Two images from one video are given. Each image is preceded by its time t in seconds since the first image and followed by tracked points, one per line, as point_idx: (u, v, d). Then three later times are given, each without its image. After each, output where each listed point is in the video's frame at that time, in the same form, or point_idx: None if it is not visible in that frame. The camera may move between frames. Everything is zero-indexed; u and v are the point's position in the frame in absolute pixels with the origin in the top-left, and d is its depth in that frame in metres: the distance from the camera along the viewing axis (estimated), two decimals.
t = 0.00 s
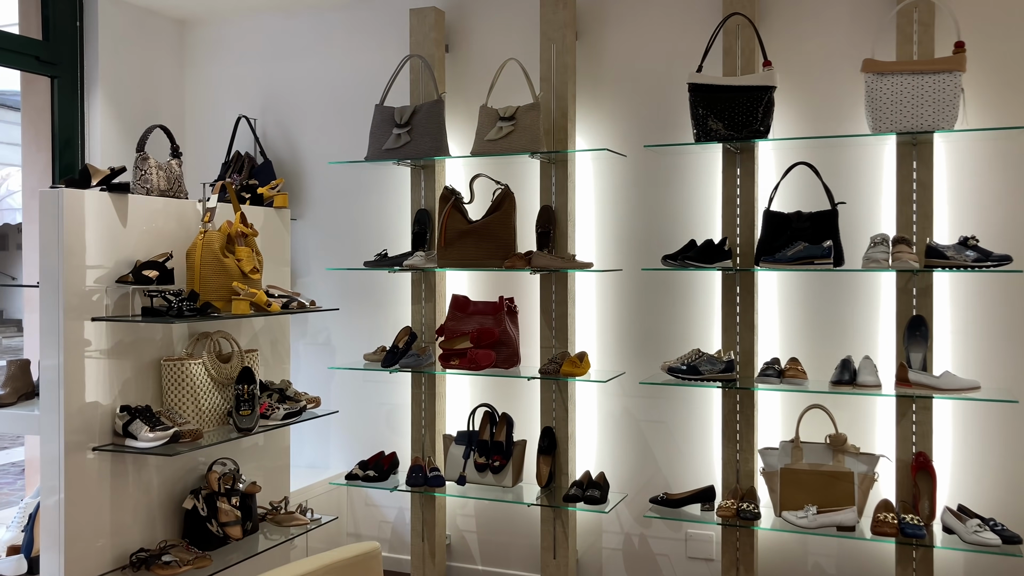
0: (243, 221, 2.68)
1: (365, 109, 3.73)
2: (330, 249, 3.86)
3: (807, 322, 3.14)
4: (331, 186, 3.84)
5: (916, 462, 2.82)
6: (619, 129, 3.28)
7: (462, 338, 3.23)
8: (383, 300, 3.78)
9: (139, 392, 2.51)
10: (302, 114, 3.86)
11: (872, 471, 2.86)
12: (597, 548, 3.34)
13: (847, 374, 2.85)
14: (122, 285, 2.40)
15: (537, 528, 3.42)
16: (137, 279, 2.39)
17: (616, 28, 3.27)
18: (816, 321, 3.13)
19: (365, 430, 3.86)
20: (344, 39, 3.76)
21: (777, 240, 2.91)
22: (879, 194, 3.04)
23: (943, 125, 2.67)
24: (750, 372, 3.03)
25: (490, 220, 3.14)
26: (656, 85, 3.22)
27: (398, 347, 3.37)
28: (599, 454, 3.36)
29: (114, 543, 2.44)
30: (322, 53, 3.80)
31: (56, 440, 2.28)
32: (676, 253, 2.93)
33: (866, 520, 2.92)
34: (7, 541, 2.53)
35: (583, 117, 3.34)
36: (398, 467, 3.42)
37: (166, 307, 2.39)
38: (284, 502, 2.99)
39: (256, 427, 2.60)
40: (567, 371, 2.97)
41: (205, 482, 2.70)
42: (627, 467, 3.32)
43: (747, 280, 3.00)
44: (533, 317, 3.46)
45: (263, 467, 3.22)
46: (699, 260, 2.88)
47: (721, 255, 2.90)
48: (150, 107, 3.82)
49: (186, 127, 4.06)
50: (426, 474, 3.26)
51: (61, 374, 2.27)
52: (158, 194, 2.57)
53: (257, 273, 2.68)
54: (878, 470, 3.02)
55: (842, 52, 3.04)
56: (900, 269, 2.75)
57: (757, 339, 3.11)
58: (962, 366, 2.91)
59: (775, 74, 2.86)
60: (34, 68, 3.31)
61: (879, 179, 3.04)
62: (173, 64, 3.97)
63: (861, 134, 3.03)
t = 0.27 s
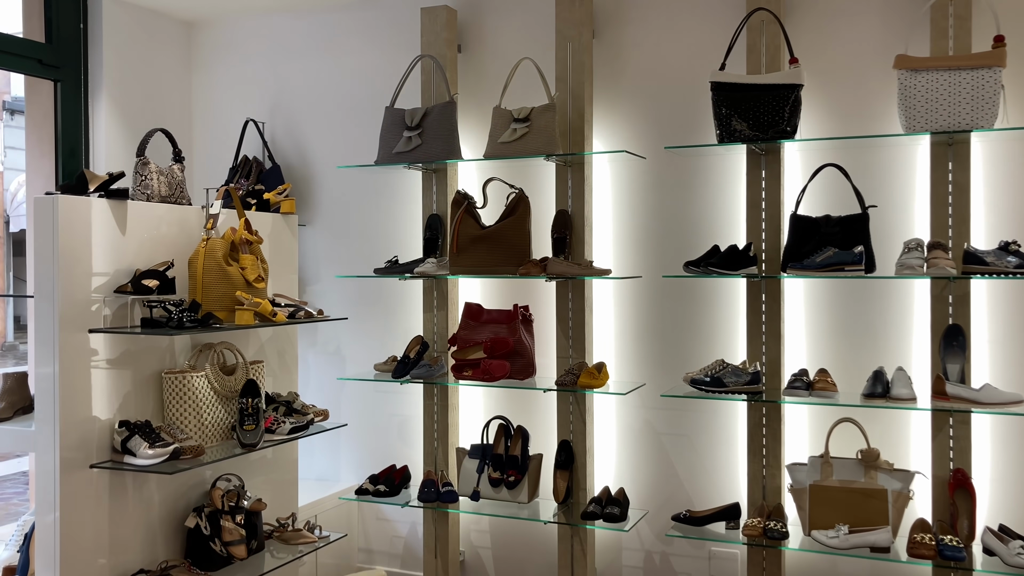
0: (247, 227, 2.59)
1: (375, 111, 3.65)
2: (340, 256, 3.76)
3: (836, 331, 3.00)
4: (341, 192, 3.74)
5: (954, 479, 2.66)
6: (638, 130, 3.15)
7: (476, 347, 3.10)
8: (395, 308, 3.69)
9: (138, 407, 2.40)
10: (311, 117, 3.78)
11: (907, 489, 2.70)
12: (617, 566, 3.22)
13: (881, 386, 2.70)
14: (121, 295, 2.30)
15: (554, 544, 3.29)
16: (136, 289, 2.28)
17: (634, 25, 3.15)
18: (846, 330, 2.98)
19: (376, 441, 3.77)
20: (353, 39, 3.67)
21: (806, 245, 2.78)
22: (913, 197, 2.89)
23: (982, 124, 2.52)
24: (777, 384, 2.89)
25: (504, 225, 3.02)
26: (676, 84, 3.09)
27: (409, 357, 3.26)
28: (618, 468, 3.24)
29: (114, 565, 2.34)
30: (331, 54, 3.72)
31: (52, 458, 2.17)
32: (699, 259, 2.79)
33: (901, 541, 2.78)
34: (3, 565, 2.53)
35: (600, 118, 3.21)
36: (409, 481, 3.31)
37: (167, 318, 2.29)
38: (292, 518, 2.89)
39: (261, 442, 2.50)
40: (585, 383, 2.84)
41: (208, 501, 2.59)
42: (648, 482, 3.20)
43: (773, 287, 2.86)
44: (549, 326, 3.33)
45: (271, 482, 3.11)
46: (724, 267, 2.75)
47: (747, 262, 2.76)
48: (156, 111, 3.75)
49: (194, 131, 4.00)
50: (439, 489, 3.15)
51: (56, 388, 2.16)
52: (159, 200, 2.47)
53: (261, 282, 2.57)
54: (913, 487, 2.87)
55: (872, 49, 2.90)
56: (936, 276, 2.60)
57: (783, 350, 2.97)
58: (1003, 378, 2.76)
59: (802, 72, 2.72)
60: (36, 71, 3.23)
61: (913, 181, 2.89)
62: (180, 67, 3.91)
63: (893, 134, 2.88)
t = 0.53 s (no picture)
0: (253, 227, 2.50)
1: (386, 109, 3.59)
2: (352, 258, 3.70)
3: (866, 335, 2.87)
4: (351, 192, 3.68)
5: (992, 491, 2.53)
6: (658, 126, 3.04)
7: (490, 351, 3.02)
8: (407, 311, 3.63)
9: (140, 414, 2.31)
10: (321, 115, 3.73)
11: (943, 500, 2.55)
12: None
13: (914, 392, 2.56)
14: (121, 298, 2.21)
15: (571, 556, 3.18)
16: (137, 291, 2.20)
17: (654, 18, 3.04)
18: (877, 334, 2.85)
19: (388, 447, 3.69)
20: (364, 35, 3.61)
21: (834, 245, 2.66)
22: (947, 194, 2.76)
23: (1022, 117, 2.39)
24: (804, 390, 2.75)
25: (519, 224, 2.92)
26: (697, 77, 2.97)
27: (422, 361, 3.15)
28: (638, 477, 3.13)
29: None
30: (342, 51, 3.66)
31: (51, 468, 2.09)
32: (722, 260, 2.66)
33: (936, 555, 2.64)
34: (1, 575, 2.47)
35: (618, 114, 3.10)
36: (422, 488, 3.21)
37: (168, 321, 2.20)
38: (301, 527, 2.80)
39: (267, 450, 2.40)
40: (604, 389, 2.73)
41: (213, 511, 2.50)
42: (668, 491, 3.08)
43: (800, 289, 2.74)
44: (566, 329, 3.23)
45: (279, 489, 3.02)
46: (749, 268, 2.62)
47: (772, 262, 2.64)
48: (164, 109, 3.70)
49: (204, 130, 3.95)
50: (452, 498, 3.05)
51: (54, 394, 2.08)
52: (162, 200, 2.38)
53: (267, 284, 2.48)
54: (948, 499, 2.73)
55: (904, 39, 2.77)
56: (973, 277, 2.47)
57: (810, 355, 2.84)
58: None
59: (831, 63, 2.60)
60: (41, 68, 3.18)
61: (947, 177, 2.76)
62: (188, 66, 3.87)
63: (926, 128, 2.75)
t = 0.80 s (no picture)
0: (256, 224, 2.42)
1: (396, 104, 3.50)
2: (362, 257, 3.63)
3: (895, 338, 2.74)
4: (362, 189, 3.60)
5: None
6: (676, 120, 2.92)
7: (502, 353, 2.90)
8: (418, 312, 3.55)
9: (138, 416, 2.23)
10: (331, 111, 3.65)
11: (977, 513, 2.42)
12: None
13: (946, 399, 2.43)
14: (118, 296, 2.13)
15: (585, 565, 3.07)
16: (134, 289, 2.11)
17: (673, 8, 2.92)
18: (907, 337, 2.72)
19: (398, 450, 3.61)
20: (375, 28, 3.52)
21: (862, 243, 2.52)
22: (982, 190, 2.62)
23: None
24: (829, 396, 2.63)
25: (533, 222, 2.82)
26: (719, 69, 2.85)
27: (431, 362, 3.06)
28: (655, 484, 3.01)
29: None
30: (352, 45, 3.58)
31: (42, 470, 2.02)
32: (744, 259, 2.54)
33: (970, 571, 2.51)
34: None
35: (635, 108, 2.99)
36: (432, 494, 3.13)
37: (166, 320, 2.11)
38: (306, 534, 2.72)
39: (268, 454, 2.32)
40: (619, 393, 2.62)
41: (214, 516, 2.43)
42: (687, 499, 2.96)
43: (825, 290, 2.61)
44: (580, 330, 3.12)
45: (285, 494, 2.94)
46: (771, 267, 2.50)
47: (797, 261, 2.52)
48: (172, 105, 3.64)
49: (213, 127, 3.89)
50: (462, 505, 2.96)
51: (47, 396, 2.00)
52: (162, 195, 2.30)
53: (271, 283, 2.40)
54: (982, 512, 2.60)
55: (937, 28, 2.64)
56: (1010, 278, 2.33)
57: (836, 359, 2.72)
58: None
59: (859, 52, 2.47)
60: (45, 62, 3.13)
61: (982, 173, 2.62)
62: (197, 62, 3.81)
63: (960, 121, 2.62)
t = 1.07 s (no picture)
0: (255, 223, 2.33)
1: (405, 100, 3.42)
2: (370, 256, 3.56)
3: (923, 346, 2.60)
4: (371, 187, 3.54)
5: None
6: (693, 117, 2.81)
7: (511, 358, 2.80)
8: (426, 313, 3.47)
9: (131, 422, 2.15)
10: (340, 107, 3.57)
11: (1011, 531, 2.27)
12: None
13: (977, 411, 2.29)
14: (110, 297, 2.05)
15: None
16: (127, 290, 2.02)
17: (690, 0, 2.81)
18: (935, 345, 2.59)
19: (406, 455, 3.54)
20: (384, 23, 3.44)
21: (888, 245, 2.39)
22: (1017, 191, 2.48)
23: None
24: (853, 406, 2.50)
25: (543, 221, 2.71)
26: (738, 63, 2.73)
27: (438, 367, 2.96)
28: (669, 495, 2.90)
29: None
30: (361, 40, 3.50)
31: (28, 477, 1.94)
32: (763, 262, 2.41)
33: None
34: None
35: (650, 104, 2.88)
36: (438, 503, 3.06)
37: (158, 322, 2.02)
38: (308, 543, 2.64)
39: (265, 462, 2.23)
40: (632, 402, 2.50)
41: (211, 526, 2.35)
42: (702, 512, 2.85)
43: (849, 295, 2.49)
44: (593, 335, 3.01)
45: (287, 502, 2.86)
46: (792, 271, 2.37)
47: (819, 265, 2.40)
48: (178, 102, 3.58)
49: (221, 124, 3.83)
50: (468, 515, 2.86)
51: (34, 401, 1.92)
52: (158, 192, 2.22)
53: (270, 284, 2.31)
54: (1015, 530, 2.46)
55: (969, 20, 2.50)
56: None
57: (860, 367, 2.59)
58: None
59: (886, 45, 2.35)
60: (47, 57, 3.09)
61: (1017, 172, 2.48)
62: (204, 58, 3.75)
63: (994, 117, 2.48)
